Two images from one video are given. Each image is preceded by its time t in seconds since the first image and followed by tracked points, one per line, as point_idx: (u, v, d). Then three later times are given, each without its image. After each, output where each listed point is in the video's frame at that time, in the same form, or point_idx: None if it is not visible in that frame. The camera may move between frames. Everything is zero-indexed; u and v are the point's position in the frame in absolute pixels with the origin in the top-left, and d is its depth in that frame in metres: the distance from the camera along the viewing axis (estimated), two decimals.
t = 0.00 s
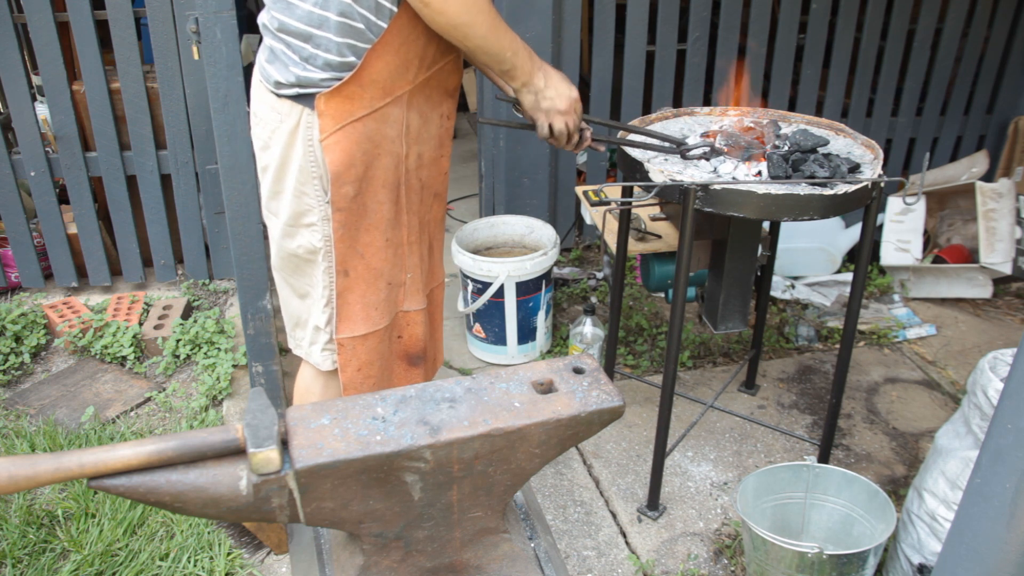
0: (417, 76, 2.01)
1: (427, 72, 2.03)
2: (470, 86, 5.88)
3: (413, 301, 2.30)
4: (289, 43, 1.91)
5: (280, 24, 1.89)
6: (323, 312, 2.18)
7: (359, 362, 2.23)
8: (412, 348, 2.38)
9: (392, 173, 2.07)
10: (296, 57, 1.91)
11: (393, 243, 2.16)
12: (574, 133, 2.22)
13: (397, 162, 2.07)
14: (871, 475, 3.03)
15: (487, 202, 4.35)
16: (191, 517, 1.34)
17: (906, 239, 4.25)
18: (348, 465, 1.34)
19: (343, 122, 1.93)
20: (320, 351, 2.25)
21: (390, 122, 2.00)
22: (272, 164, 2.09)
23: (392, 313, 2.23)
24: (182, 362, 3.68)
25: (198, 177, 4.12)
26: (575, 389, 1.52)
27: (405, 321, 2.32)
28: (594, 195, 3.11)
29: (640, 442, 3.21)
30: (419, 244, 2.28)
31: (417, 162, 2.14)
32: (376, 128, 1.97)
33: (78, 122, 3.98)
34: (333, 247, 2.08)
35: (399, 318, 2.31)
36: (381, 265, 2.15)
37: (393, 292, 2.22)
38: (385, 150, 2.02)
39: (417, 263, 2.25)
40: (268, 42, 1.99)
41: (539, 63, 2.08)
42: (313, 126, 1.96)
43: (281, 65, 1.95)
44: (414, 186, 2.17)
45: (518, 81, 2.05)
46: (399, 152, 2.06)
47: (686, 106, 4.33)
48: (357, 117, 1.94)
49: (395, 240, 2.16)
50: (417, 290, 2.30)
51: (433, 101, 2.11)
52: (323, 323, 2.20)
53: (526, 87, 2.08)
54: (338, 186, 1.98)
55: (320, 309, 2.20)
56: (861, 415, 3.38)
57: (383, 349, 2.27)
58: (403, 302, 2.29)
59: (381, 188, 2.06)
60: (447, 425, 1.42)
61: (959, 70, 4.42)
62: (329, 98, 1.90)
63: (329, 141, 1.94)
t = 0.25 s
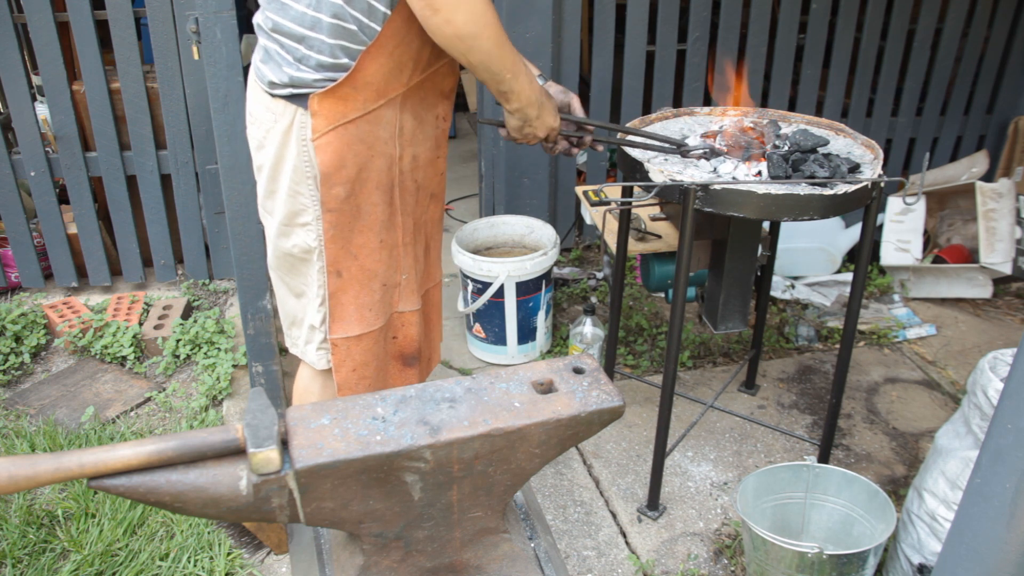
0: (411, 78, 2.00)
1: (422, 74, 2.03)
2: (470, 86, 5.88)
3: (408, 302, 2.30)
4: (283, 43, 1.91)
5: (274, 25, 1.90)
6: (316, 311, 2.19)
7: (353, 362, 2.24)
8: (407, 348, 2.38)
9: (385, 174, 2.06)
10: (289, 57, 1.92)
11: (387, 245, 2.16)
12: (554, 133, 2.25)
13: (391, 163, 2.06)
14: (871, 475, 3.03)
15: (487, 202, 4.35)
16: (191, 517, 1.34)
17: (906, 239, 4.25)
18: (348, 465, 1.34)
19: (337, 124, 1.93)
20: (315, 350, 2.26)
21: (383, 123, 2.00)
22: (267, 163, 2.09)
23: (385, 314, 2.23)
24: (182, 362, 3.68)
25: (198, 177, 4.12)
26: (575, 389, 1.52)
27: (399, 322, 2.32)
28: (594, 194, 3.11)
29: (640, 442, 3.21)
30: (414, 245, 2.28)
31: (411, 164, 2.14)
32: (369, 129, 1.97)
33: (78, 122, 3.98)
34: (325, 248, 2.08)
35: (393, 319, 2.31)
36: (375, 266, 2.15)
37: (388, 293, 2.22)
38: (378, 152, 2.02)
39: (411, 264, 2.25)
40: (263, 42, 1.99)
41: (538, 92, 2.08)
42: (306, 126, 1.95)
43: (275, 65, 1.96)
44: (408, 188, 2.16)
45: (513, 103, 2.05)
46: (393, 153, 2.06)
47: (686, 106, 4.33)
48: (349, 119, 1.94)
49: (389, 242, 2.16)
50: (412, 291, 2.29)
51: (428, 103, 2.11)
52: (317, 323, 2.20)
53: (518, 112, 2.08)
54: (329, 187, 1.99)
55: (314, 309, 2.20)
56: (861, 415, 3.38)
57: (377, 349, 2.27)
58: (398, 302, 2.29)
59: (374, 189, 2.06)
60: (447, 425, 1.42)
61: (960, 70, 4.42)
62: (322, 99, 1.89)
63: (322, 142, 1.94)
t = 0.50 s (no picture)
0: (413, 79, 2.01)
1: (424, 75, 2.03)
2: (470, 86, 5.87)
3: (410, 302, 2.30)
4: (286, 44, 1.91)
5: (276, 25, 1.90)
6: (318, 311, 2.19)
7: (352, 360, 2.24)
8: (408, 348, 2.38)
9: (388, 175, 2.06)
10: (292, 58, 1.91)
11: (390, 245, 2.16)
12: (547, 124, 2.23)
13: (393, 163, 2.06)
14: (871, 475, 3.03)
15: (487, 202, 4.36)
16: (191, 517, 1.34)
17: (906, 239, 4.25)
18: (348, 465, 1.34)
19: (339, 124, 1.93)
20: (316, 350, 2.27)
21: (386, 124, 2.00)
22: (269, 163, 2.09)
23: (387, 314, 2.23)
24: (182, 362, 3.68)
25: (198, 177, 4.12)
26: (575, 389, 1.52)
27: (402, 321, 2.33)
28: (594, 194, 3.11)
29: (640, 442, 3.21)
30: (416, 245, 2.28)
31: (413, 164, 2.14)
32: (372, 129, 1.97)
33: (78, 122, 3.99)
34: (327, 247, 2.08)
35: (395, 318, 2.31)
36: (377, 266, 2.15)
37: (390, 293, 2.22)
38: (381, 152, 2.02)
39: (413, 264, 2.26)
40: (266, 41, 1.99)
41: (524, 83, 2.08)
42: (310, 126, 1.96)
43: (278, 65, 1.95)
44: (410, 188, 2.17)
45: (501, 96, 2.05)
46: (395, 153, 2.06)
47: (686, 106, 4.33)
48: (352, 119, 1.94)
49: (391, 242, 2.16)
50: (414, 291, 2.30)
51: (429, 103, 2.11)
52: (319, 322, 2.21)
53: (507, 105, 2.08)
54: (331, 187, 1.99)
55: (316, 309, 2.21)
56: (861, 416, 3.38)
57: (380, 349, 2.27)
58: (400, 302, 2.29)
59: (377, 189, 2.06)
60: (447, 425, 1.42)
61: (960, 70, 4.42)
62: (325, 99, 1.90)
63: (324, 142, 1.94)
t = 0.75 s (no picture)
0: (414, 80, 2.01)
1: (424, 76, 2.03)
2: (469, 86, 5.87)
3: (411, 303, 2.30)
4: (286, 44, 1.91)
5: (277, 25, 1.90)
6: (320, 312, 2.19)
7: (355, 362, 2.24)
8: (410, 348, 2.38)
9: (388, 176, 2.06)
10: (293, 58, 1.91)
11: (390, 246, 2.16)
12: (556, 126, 2.24)
13: (394, 164, 2.06)
14: (871, 474, 3.03)
15: (487, 202, 4.36)
16: (191, 517, 1.34)
17: (906, 239, 4.25)
18: (348, 465, 1.34)
19: (340, 124, 1.93)
20: (318, 350, 2.27)
21: (387, 125, 2.00)
22: (269, 163, 2.09)
23: (388, 315, 2.23)
24: (182, 362, 3.68)
25: (198, 177, 4.12)
26: (575, 389, 1.52)
27: (403, 323, 2.33)
28: (594, 194, 3.11)
29: (640, 442, 3.21)
30: (416, 246, 2.28)
31: (414, 165, 2.14)
32: (373, 130, 1.97)
33: (78, 122, 3.99)
34: (327, 248, 2.08)
35: (396, 319, 2.31)
36: (379, 267, 2.15)
37: (391, 294, 2.22)
38: (381, 153, 2.02)
39: (414, 265, 2.26)
40: (266, 42, 1.99)
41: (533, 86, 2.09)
42: (310, 126, 1.95)
43: (279, 65, 1.95)
44: (410, 189, 2.16)
45: (509, 99, 2.05)
46: (395, 154, 2.06)
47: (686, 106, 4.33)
48: (353, 120, 1.94)
49: (392, 243, 2.15)
50: (415, 292, 2.30)
51: (430, 104, 2.11)
52: (321, 323, 2.21)
53: (515, 107, 2.09)
54: (331, 187, 1.99)
55: (318, 309, 2.21)
56: (861, 415, 3.39)
57: (382, 350, 2.27)
58: (401, 303, 2.29)
59: (378, 190, 2.06)
60: (447, 425, 1.42)
61: (959, 70, 4.42)
62: (326, 100, 1.89)
63: (324, 143, 1.94)
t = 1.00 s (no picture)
0: (415, 80, 2.01)
1: (425, 76, 2.03)
2: (469, 86, 5.87)
3: (411, 303, 2.30)
4: (287, 43, 1.91)
5: (278, 25, 1.90)
6: (320, 311, 2.19)
7: (354, 363, 2.24)
8: (409, 348, 2.38)
9: (389, 176, 2.06)
10: (294, 57, 1.91)
11: (391, 246, 2.16)
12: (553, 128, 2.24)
13: (394, 164, 2.06)
14: (871, 475, 3.03)
15: (487, 202, 4.36)
16: (191, 517, 1.34)
17: (906, 239, 4.25)
18: (348, 465, 1.34)
19: (340, 124, 1.93)
20: (318, 349, 2.27)
21: (387, 125, 2.00)
22: (270, 163, 2.09)
23: (388, 315, 2.23)
24: (182, 362, 3.68)
25: (198, 177, 4.12)
26: (575, 389, 1.52)
27: (403, 322, 2.33)
28: (594, 194, 3.11)
29: (640, 442, 3.21)
30: (417, 246, 2.28)
31: (414, 166, 2.14)
32: (373, 130, 1.97)
33: (78, 122, 3.98)
34: (328, 248, 2.08)
35: (396, 319, 2.31)
36: (379, 267, 2.15)
37: (391, 294, 2.22)
38: (382, 153, 2.02)
39: (414, 265, 2.26)
40: (267, 41, 1.99)
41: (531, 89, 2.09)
42: (310, 126, 1.95)
43: (280, 65, 1.95)
44: (411, 189, 2.16)
45: (507, 101, 2.05)
46: (396, 154, 2.06)
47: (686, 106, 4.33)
48: (354, 120, 1.94)
49: (392, 243, 2.16)
50: (414, 292, 2.30)
51: (431, 104, 2.11)
52: (321, 322, 2.21)
53: (513, 109, 2.09)
54: (331, 187, 1.99)
55: (318, 309, 2.21)
56: (861, 415, 3.39)
57: (381, 350, 2.28)
58: (401, 303, 2.29)
59: (378, 190, 2.06)
60: (447, 425, 1.42)
61: (960, 70, 4.42)
62: (326, 100, 1.89)
63: (325, 143, 1.94)
